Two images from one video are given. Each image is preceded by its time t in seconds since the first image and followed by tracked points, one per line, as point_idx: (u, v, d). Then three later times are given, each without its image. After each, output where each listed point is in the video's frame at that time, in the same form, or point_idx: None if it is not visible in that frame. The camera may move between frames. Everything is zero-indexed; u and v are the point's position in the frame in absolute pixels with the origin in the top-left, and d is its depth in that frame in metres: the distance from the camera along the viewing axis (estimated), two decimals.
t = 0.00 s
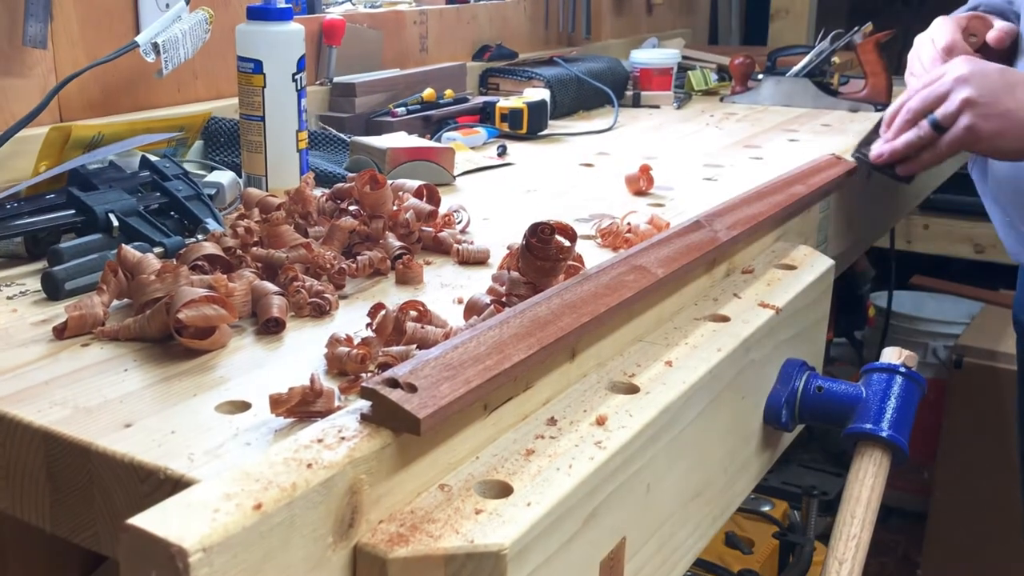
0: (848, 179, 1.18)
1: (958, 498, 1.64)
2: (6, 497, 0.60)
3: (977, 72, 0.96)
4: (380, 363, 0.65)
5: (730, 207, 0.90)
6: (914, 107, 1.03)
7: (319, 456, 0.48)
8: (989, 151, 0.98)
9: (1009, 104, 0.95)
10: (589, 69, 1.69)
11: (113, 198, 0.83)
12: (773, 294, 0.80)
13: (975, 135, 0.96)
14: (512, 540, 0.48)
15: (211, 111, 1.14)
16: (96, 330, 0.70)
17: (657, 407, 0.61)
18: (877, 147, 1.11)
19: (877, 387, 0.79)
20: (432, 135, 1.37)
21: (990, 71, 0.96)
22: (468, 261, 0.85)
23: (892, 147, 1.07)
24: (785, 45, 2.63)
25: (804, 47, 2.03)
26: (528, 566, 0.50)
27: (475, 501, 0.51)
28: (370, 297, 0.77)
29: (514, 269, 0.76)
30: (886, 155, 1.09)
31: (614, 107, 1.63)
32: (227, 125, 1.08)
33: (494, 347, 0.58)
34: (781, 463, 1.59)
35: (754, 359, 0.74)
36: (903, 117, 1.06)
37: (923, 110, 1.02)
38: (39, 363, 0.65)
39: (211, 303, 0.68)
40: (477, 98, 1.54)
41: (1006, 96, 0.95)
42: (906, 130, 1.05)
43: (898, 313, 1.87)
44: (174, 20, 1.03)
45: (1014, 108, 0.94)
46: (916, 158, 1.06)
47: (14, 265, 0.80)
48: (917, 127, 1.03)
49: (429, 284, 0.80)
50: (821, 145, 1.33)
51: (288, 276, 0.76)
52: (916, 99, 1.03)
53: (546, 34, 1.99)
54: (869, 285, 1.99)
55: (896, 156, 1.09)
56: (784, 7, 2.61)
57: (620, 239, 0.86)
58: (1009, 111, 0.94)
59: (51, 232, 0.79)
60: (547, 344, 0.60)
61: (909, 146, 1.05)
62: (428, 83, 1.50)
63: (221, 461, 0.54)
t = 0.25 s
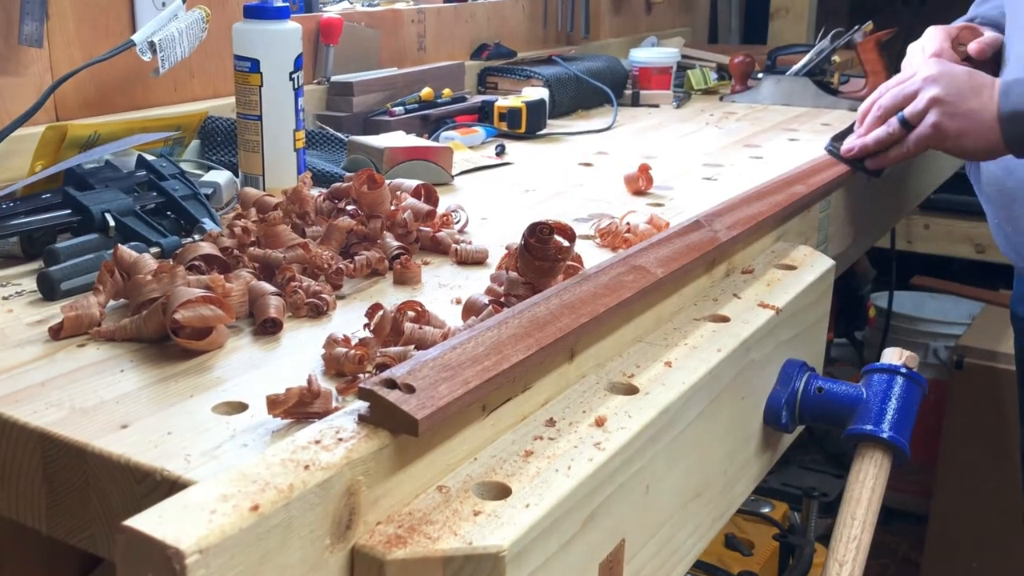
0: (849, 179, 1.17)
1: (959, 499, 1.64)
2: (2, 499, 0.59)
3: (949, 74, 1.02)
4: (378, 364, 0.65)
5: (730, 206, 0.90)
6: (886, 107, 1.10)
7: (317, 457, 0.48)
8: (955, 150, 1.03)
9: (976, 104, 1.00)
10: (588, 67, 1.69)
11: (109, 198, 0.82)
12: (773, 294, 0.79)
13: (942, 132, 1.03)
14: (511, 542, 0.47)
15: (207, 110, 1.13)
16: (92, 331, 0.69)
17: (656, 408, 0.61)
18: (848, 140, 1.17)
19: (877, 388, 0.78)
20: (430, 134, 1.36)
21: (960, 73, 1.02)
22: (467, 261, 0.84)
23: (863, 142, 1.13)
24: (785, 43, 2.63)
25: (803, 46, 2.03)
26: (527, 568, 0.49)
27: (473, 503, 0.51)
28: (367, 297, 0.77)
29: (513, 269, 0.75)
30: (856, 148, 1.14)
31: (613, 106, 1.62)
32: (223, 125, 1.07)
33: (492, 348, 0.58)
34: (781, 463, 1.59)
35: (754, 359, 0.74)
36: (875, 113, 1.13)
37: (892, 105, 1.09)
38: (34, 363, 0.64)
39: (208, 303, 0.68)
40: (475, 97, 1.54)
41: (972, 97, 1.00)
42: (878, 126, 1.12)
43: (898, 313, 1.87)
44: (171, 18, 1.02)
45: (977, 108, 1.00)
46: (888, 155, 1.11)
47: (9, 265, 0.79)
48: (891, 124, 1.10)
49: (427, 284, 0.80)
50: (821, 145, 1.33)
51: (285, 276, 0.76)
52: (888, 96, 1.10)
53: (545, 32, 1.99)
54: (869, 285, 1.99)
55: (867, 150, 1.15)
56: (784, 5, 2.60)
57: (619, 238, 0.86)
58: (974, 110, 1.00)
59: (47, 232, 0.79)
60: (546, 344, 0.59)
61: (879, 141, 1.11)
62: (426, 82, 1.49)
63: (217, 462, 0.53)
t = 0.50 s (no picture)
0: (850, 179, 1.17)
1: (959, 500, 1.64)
2: None
3: (933, 83, 0.95)
4: (376, 365, 0.64)
5: (729, 206, 0.90)
6: (868, 119, 1.02)
7: (315, 458, 0.48)
8: (945, 164, 0.96)
9: (962, 114, 0.92)
10: (587, 67, 1.68)
11: (106, 198, 0.82)
12: (773, 295, 0.79)
13: (930, 146, 0.96)
14: (509, 544, 0.47)
15: (204, 110, 1.13)
16: (89, 331, 0.69)
17: (655, 409, 0.61)
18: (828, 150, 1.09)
19: (877, 390, 0.78)
20: (428, 134, 1.35)
21: (942, 82, 0.95)
22: (465, 261, 0.84)
23: (843, 153, 1.06)
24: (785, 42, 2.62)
25: (803, 45, 2.03)
26: (525, 570, 0.49)
27: (472, 505, 0.51)
28: (365, 298, 0.77)
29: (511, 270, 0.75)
30: (836, 159, 1.08)
31: (612, 106, 1.62)
32: (220, 125, 1.07)
33: (491, 349, 0.57)
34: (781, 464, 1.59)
35: (753, 360, 0.74)
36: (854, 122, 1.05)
37: (873, 117, 1.02)
38: (30, 364, 0.64)
39: (205, 304, 0.67)
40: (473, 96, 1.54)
41: (958, 107, 0.93)
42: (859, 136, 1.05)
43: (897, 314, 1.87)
44: (167, 17, 1.02)
45: (965, 119, 0.92)
46: (869, 167, 1.05)
47: (5, 266, 0.79)
48: (874, 136, 1.03)
49: (425, 285, 0.79)
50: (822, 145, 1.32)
51: (283, 276, 0.75)
52: (868, 104, 1.02)
53: (544, 32, 1.99)
54: (869, 285, 1.98)
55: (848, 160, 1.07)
56: (784, 4, 2.60)
57: (618, 239, 0.86)
58: (961, 122, 0.92)
59: (43, 232, 0.78)
60: (545, 346, 0.59)
61: (861, 153, 1.05)
62: (424, 82, 1.49)
63: (214, 464, 0.53)
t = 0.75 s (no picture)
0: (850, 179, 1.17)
1: (957, 502, 1.63)
2: None
3: (907, 94, 0.92)
4: (374, 366, 0.64)
5: (728, 206, 0.89)
6: (836, 128, 0.99)
7: (311, 460, 0.47)
8: (917, 180, 0.93)
9: (937, 127, 0.89)
10: (586, 66, 1.68)
11: (102, 198, 0.81)
12: (772, 296, 0.79)
13: (899, 161, 0.93)
14: (507, 546, 0.46)
15: (201, 109, 1.13)
16: (85, 332, 0.68)
17: (654, 410, 0.60)
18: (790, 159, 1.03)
19: (877, 391, 0.78)
20: (426, 134, 1.35)
21: (915, 93, 0.92)
22: (463, 261, 0.84)
23: (808, 163, 1.01)
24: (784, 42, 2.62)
25: (802, 45, 2.02)
26: (524, 572, 0.49)
27: (469, 507, 0.50)
28: (363, 298, 0.76)
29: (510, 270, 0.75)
30: (800, 170, 1.02)
31: (610, 105, 1.62)
32: (217, 124, 1.07)
33: (489, 350, 0.57)
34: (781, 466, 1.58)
35: (753, 361, 0.74)
36: (823, 129, 1.00)
37: (841, 126, 0.98)
38: (26, 365, 0.64)
39: (202, 304, 0.67)
40: (472, 96, 1.53)
41: (931, 120, 0.90)
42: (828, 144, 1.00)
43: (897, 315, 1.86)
44: (164, 17, 1.02)
45: (939, 132, 0.89)
46: (835, 181, 1.00)
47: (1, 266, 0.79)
48: (842, 148, 0.99)
49: (423, 285, 0.79)
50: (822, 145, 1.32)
51: (280, 277, 0.75)
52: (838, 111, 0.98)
53: (542, 31, 1.98)
54: (869, 286, 1.98)
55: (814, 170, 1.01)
56: (784, 4, 2.60)
57: (617, 239, 0.85)
58: (935, 135, 0.89)
59: (39, 232, 0.78)
60: (543, 346, 0.59)
61: (828, 165, 0.99)
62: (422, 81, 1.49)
63: (210, 465, 0.53)
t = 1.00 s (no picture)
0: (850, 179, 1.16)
1: (960, 508, 1.63)
2: None
3: (872, 110, 0.83)
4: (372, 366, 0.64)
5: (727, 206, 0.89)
6: (793, 147, 0.88)
7: (308, 461, 0.47)
8: (881, 209, 0.84)
9: (904, 150, 0.81)
10: (585, 65, 1.68)
11: (98, 197, 0.81)
12: (772, 296, 0.79)
13: (863, 188, 0.84)
14: (506, 548, 0.46)
15: (198, 109, 1.12)
16: (81, 332, 0.68)
17: (653, 411, 0.60)
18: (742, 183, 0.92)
19: (878, 391, 0.78)
20: (424, 133, 1.35)
21: (879, 109, 0.83)
22: (462, 262, 0.83)
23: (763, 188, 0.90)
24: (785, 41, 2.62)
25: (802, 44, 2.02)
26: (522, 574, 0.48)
27: (467, 508, 0.50)
28: (361, 299, 0.76)
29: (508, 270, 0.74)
30: (752, 193, 0.91)
31: (609, 104, 1.62)
32: (214, 124, 1.06)
33: (487, 350, 0.57)
34: (780, 467, 1.58)
35: (752, 361, 0.73)
36: (777, 150, 0.90)
37: (796, 146, 0.88)
38: (22, 365, 0.63)
39: (199, 304, 0.67)
40: (470, 95, 1.53)
41: (898, 140, 0.81)
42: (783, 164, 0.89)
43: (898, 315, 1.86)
44: (161, 15, 1.01)
45: (907, 155, 0.81)
46: (793, 210, 0.89)
47: None
48: (798, 170, 0.89)
49: (421, 285, 0.79)
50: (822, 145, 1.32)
51: (277, 277, 0.74)
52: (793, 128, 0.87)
53: (541, 30, 1.98)
54: (869, 286, 1.98)
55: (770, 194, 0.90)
56: (784, 3, 2.63)
57: (616, 239, 0.85)
58: (902, 159, 0.81)
59: (35, 232, 0.78)
60: (542, 347, 0.58)
61: (787, 189, 0.89)
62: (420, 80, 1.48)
63: (208, 466, 0.52)
